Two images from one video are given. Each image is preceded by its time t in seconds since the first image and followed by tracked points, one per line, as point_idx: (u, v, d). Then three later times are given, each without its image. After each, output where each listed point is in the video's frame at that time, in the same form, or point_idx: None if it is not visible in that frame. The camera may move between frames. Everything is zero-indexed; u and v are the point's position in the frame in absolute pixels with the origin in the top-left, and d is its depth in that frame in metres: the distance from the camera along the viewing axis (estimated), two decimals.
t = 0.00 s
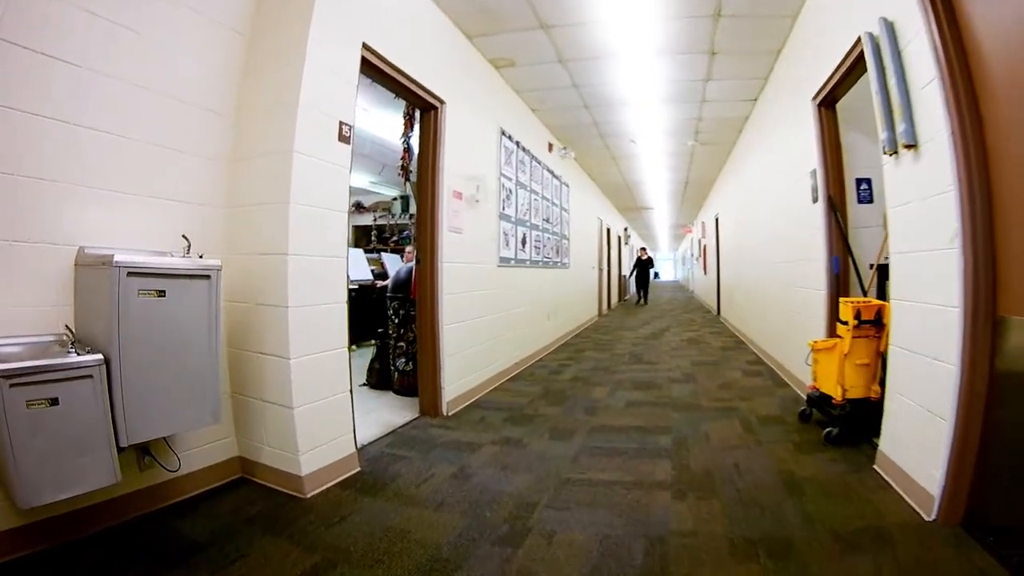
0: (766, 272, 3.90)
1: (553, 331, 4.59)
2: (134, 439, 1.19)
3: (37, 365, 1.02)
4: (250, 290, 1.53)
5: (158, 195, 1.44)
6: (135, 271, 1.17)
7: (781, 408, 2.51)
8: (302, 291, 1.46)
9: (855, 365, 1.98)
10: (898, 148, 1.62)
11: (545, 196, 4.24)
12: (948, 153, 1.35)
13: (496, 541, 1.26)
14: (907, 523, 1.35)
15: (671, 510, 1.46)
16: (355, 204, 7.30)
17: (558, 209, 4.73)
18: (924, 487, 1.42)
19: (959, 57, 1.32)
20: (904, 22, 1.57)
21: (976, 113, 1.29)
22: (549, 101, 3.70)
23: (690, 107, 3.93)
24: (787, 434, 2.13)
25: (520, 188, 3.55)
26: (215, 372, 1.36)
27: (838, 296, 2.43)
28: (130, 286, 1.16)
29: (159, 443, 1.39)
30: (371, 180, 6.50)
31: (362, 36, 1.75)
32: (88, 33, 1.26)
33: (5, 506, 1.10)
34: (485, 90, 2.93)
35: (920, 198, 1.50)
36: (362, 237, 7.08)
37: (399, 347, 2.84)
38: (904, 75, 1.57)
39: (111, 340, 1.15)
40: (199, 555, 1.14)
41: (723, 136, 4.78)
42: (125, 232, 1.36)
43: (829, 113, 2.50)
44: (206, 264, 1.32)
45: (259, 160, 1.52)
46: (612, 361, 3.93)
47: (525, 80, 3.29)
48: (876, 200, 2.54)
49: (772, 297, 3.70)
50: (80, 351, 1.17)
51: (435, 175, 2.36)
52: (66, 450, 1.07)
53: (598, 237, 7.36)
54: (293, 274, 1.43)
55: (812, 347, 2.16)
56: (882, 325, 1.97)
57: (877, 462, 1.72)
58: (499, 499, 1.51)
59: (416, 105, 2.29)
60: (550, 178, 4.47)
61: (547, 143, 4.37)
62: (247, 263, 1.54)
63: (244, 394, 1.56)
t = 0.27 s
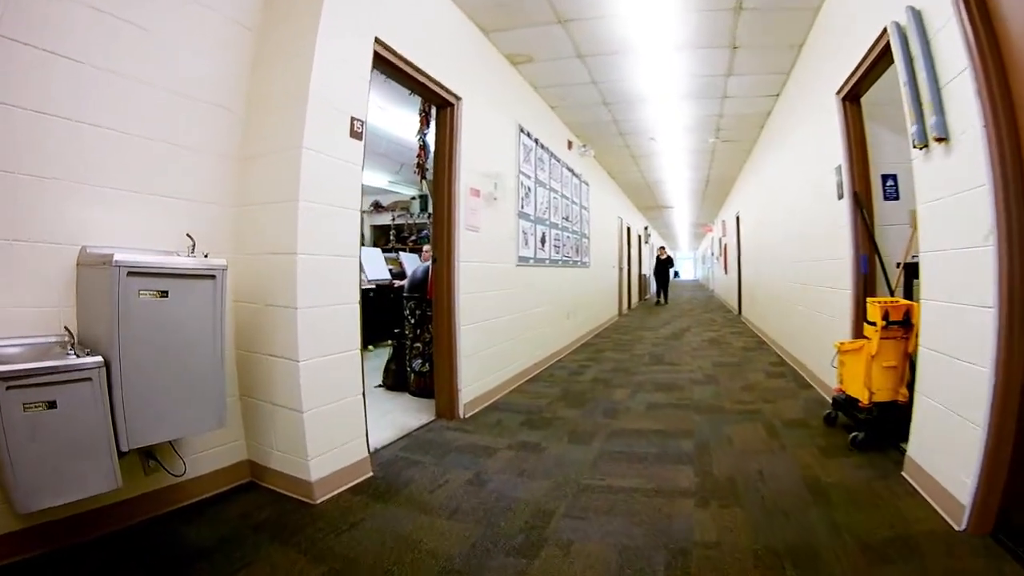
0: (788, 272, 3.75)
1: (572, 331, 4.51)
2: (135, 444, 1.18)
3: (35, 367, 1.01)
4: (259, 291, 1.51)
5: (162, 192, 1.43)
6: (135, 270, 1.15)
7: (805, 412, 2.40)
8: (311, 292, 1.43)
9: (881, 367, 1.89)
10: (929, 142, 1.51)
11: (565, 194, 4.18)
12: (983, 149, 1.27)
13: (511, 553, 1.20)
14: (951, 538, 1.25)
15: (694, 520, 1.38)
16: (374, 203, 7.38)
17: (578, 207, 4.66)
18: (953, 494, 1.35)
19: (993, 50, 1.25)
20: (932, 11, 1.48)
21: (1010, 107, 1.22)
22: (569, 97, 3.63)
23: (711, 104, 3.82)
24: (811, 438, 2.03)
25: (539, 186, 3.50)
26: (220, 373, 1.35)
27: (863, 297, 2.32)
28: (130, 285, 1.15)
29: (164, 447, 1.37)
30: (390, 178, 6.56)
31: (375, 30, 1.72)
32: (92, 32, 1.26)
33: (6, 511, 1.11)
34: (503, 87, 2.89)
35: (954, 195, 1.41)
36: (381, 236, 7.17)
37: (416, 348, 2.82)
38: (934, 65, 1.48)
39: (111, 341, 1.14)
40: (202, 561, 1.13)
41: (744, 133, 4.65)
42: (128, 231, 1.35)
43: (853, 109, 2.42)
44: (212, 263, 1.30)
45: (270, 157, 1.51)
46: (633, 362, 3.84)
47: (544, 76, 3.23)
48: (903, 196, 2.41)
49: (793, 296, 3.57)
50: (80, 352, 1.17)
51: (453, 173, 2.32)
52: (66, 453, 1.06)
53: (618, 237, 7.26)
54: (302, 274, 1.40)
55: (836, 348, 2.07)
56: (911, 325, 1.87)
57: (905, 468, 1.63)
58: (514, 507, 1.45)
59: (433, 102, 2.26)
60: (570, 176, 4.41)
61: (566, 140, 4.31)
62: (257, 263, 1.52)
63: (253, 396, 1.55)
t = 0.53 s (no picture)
0: (812, 271, 3.61)
1: (592, 332, 4.43)
2: (134, 450, 1.16)
3: (32, 369, 1.00)
4: (268, 293, 1.49)
5: (167, 192, 1.42)
6: (135, 270, 1.13)
7: (830, 416, 2.28)
8: (319, 293, 1.40)
9: (909, 370, 1.79)
10: (960, 137, 1.42)
11: (585, 193, 4.11)
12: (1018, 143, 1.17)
13: (527, 566, 1.15)
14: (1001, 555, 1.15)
15: (716, 531, 1.30)
16: (394, 203, 7.46)
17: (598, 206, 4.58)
18: (985, 504, 1.26)
19: None
20: None
21: None
22: (588, 94, 3.57)
23: (731, 102, 3.71)
24: (836, 443, 1.93)
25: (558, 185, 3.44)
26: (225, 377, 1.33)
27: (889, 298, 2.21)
28: (130, 285, 1.13)
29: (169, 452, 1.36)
30: (409, 179, 6.61)
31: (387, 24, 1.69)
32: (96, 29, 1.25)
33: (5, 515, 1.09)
34: (521, 83, 2.84)
35: (986, 192, 1.31)
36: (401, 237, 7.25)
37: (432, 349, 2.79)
38: (964, 56, 1.38)
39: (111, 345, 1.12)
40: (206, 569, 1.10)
41: (765, 131, 4.51)
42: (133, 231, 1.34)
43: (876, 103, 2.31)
44: (217, 264, 1.28)
45: (281, 155, 1.48)
46: (654, 363, 3.75)
47: (562, 73, 3.18)
48: (929, 195, 2.26)
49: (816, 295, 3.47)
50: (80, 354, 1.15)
51: (470, 172, 2.29)
52: (65, 459, 1.04)
53: (639, 237, 7.14)
54: (311, 276, 1.37)
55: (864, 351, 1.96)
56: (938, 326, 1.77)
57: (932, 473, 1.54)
58: (531, 516, 1.39)
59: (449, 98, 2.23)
60: (590, 175, 4.34)
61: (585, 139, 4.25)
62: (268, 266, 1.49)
63: (262, 401, 1.52)
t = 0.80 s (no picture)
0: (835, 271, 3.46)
1: (611, 333, 4.35)
2: (133, 455, 1.15)
3: (28, 372, 0.99)
4: (276, 294, 1.47)
5: (172, 190, 1.41)
6: (134, 270, 1.12)
7: (854, 420, 2.15)
8: (324, 293, 1.36)
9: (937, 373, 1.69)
10: (991, 129, 1.31)
11: (603, 191, 4.04)
12: None
13: None
14: None
15: (738, 542, 1.23)
16: (411, 203, 7.52)
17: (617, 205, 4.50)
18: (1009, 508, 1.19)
19: None
20: None
21: None
22: (606, 91, 3.50)
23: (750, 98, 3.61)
24: (861, 447, 1.83)
25: (576, 182, 3.38)
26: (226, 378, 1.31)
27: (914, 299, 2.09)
28: (129, 285, 1.12)
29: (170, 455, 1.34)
30: (425, 178, 6.66)
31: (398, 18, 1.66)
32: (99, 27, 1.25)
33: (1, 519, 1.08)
34: (537, 80, 2.79)
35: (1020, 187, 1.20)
36: (418, 236, 7.31)
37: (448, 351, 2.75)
38: (993, 44, 1.28)
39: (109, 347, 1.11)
40: None
41: (784, 128, 4.38)
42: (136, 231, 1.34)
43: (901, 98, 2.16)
44: (220, 263, 1.26)
45: (289, 151, 1.46)
46: (674, 364, 3.65)
47: (578, 69, 3.12)
48: (956, 192, 2.17)
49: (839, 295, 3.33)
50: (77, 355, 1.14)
51: (485, 169, 2.25)
52: (60, 463, 1.04)
53: (658, 236, 7.02)
54: (319, 275, 1.35)
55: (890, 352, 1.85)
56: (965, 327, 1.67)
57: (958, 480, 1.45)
58: (547, 525, 1.34)
59: (464, 94, 2.20)
60: (609, 173, 4.27)
61: (603, 137, 4.18)
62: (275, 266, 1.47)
63: (269, 404, 1.50)
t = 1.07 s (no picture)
0: (857, 267, 3.28)
1: (631, 334, 4.25)
2: (131, 460, 1.14)
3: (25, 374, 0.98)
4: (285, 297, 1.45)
5: (178, 189, 1.41)
6: (134, 271, 1.11)
7: (879, 423, 2.03)
8: (335, 294, 1.34)
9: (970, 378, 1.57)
10: None
11: (623, 189, 3.94)
12: None
13: None
14: None
15: (761, 553, 1.15)
16: (429, 203, 7.57)
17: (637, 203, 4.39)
18: None
19: None
20: None
21: None
22: (625, 88, 3.41)
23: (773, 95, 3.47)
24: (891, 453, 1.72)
25: (596, 179, 3.31)
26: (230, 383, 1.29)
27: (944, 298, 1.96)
28: (128, 286, 1.11)
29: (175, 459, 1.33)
30: (443, 178, 6.68)
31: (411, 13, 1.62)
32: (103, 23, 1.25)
33: None
34: (555, 78, 2.73)
35: None
36: (436, 235, 7.35)
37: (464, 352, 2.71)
38: None
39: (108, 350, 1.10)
40: None
41: (808, 126, 4.20)
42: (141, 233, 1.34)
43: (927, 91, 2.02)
44: (223, 263, 1.25)
45: (297, 149, 1.44)
46: (695, 365, 3.54)
47: (596, 65, 3.04)
48: (982, 188, 2.01)
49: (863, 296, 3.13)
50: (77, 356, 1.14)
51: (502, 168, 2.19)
52: (57, 466, 1.03)
53: (678, 235, 6.86)
54: (327, 276, 1.32)
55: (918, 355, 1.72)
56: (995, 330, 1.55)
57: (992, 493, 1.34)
58: (563, 536, 1.27)
59: (480, 91, 2.15)
60: (629, 171, 4.17)
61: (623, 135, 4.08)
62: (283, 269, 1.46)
63: (276, 407, 1.49)
